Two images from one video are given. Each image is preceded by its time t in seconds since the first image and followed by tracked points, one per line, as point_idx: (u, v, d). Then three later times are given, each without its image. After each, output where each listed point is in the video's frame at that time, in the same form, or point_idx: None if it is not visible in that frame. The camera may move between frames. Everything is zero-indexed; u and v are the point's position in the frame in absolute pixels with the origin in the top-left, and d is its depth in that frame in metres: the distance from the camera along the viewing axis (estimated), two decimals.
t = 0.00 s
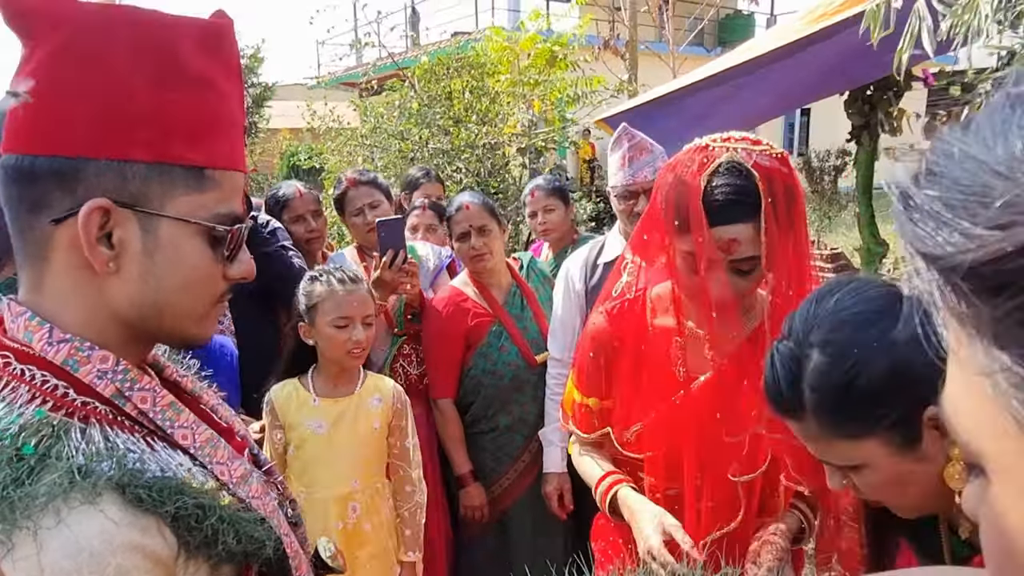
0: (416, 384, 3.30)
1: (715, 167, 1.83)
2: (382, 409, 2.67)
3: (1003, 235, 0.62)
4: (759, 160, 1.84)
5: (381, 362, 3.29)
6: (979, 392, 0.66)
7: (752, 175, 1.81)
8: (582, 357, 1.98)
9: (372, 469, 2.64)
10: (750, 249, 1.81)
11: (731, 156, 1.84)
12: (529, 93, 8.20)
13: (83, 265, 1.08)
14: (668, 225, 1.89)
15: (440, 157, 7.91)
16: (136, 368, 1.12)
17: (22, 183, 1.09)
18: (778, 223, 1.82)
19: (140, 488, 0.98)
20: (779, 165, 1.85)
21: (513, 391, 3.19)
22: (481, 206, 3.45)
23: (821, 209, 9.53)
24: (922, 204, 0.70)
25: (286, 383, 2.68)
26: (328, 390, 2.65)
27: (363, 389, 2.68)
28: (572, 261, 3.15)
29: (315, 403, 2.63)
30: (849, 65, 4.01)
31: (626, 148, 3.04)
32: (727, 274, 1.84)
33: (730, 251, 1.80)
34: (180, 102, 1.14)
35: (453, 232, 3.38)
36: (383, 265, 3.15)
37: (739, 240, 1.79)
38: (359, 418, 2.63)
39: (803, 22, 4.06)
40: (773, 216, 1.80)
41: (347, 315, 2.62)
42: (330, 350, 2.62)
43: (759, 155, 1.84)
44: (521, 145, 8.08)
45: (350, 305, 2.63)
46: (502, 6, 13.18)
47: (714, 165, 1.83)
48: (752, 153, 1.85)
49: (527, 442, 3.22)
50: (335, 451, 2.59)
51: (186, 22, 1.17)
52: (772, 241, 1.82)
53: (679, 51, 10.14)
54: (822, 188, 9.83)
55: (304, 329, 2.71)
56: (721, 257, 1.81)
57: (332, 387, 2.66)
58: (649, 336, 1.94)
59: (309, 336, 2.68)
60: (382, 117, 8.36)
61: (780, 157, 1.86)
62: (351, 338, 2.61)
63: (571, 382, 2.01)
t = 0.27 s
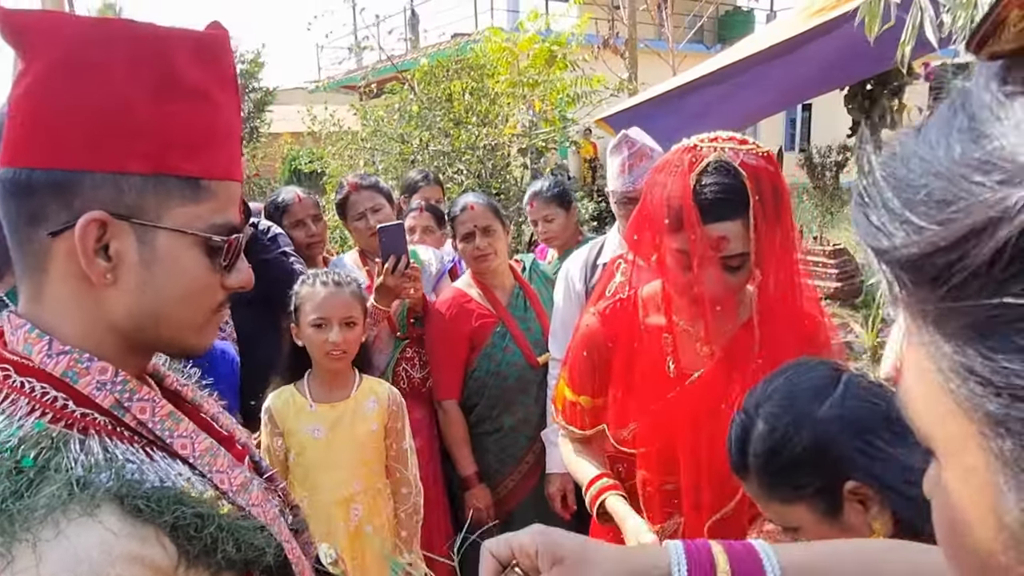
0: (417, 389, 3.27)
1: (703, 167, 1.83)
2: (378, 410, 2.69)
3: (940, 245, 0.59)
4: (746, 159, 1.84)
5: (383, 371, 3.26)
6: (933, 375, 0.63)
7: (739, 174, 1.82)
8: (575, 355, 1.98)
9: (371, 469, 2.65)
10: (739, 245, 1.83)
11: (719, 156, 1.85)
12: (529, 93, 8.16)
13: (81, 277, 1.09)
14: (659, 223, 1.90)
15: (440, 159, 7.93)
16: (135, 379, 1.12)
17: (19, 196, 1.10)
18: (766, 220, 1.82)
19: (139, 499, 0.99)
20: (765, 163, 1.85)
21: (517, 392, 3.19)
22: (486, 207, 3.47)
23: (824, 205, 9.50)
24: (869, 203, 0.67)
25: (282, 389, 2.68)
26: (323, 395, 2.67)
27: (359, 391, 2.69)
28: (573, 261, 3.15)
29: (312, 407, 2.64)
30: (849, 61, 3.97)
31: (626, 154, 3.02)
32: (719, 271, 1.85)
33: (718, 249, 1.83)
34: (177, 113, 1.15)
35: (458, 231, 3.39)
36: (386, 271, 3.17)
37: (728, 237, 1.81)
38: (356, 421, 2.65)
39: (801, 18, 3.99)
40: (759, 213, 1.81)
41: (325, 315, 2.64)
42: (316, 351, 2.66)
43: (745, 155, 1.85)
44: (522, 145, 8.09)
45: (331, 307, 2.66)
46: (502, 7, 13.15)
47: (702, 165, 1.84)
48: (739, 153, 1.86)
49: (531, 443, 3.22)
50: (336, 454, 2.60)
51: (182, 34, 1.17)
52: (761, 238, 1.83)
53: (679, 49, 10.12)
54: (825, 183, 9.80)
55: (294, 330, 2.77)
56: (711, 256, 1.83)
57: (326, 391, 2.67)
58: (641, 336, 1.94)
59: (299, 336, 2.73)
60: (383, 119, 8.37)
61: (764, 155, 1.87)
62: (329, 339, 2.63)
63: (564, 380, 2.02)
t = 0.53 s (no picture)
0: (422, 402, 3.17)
1: (699, 172, 1.83)
2: (378, 413, 2.68)
3: (863, 237, 0.71)
4: (741, 163, 1.84)
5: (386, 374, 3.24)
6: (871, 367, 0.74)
7: (735, 178, 1.82)
8: (574, 355, 1.92)
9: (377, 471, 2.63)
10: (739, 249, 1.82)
11: (714, 161, 1.84)
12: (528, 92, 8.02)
13: (69, 295, 1.07)
14: (656, 228, 1.88)
15: (442, 161, 7.94)
16: (125, 397, 1.10)
17: (4, 214, 1.08)
18: (763, 224, 1.83)
19: (126, 520, 0.97)
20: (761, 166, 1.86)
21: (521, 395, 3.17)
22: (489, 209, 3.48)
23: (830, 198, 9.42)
24: (812, 208, 0.78)
25: (281, 398, 2.65)
26: (323, 401, 2.65)
27: (358, 395, 2.69)
28: (573, 261, 3.14)
29: (313, 414, 2.62)
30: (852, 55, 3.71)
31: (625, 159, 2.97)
32: (716, 275, 1.85)
33: (717, 252, 1.82)
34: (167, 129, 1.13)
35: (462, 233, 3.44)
36: (381, 273, 3.15)
37: (725, 241, 1.81)
38: (357, 424, 2.63)
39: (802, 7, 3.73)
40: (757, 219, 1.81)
41: (321, 320, 2.66)
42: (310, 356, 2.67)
43: (741, 158, 1.85)
44: (523, 146, 8.09)
45: (326, 311, 2.66)
46: (501, 6, 13.11)
47: (697, 171, 1.84)
48: (734, 156, 1.85)
49: (537, 445, 3.20)
50: (340, 457, 2.58)
51: (175, 47, 1.15)
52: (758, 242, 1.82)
53: (679, 46, 10.04)
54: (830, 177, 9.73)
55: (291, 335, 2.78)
56: (709, 259, 1.83)
57: (326, 397, 2.66)
58: (641, 340, 1.89)
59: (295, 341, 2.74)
60: (383, 123, 8.36)
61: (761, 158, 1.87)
62: (322, 344, 2.63)
63: (564, 380, 1.96)
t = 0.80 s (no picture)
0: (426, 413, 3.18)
1: (704, 171, 1.82)
2: (384, 418, 2.68)
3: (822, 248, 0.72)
4: (745, 161, 1.82)
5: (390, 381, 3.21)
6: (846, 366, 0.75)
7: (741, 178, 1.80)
8: (576, 356, 1.95)
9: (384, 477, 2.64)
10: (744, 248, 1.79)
11: (719, 160, 1.83)
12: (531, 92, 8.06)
13: (67, 307, 1.06)
14: (659, 227, 1.85)
15: (443, 162, 7.94)
16: (124, 408, 1.10)
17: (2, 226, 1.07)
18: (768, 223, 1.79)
19: (125, 535, 0.97)
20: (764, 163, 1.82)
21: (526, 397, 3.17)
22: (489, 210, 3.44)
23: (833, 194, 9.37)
24: (779, 215, 0.79)
25: (289, 405, 2.64)
26: (329, 407, 2.65)
27: (364, 401, 2.68)
28: (576, 261, 3.13)
29: (319, 420, 2.61)
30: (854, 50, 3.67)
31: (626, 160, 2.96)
32: (722, 274, 1.82)
33: (722, 251, 1.79)
34: (165, 140, 1.12)
35: (463, 236, 3.39)
36: (378, 274, 3.17)
37: (731, 240, 1.78)
38: (364, 430, 2.63)
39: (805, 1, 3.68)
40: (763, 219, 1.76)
41: (325, 327, 2.65)
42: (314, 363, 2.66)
43: (745, 156, 1.83)
44: (524, 146, 8.07)
45: (330, 318, 2.66)
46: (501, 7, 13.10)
47: (702, 169, 1.82)
48: (739, 154, 1.83)
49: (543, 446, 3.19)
50: (349, 464, 2.58)
51: (172, 58, 1.15)
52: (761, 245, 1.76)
53: (680, 43, 9.99)
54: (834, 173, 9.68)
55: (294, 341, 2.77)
56: (714, 259, 1.80)
57: (332, 403, 2.65)
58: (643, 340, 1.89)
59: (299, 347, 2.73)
60: (385, 125, 8.34)
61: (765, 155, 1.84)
62: (326, 352, 2.63)
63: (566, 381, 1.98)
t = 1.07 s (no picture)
0: (432, 417, 3.20)
1: (703, 166, 1.79)
2: (391, 422, 2.67)
3: (796, 254, 0.72)
4: (748, 155, 1.78)
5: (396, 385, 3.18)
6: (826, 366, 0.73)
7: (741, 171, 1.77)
8: (585, 358, 1.95)
9: (391, 481, 2.63)
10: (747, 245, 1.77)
11: (719, 154, 1.79)
12: (534, 92, 8.03)
13: (69, 317, 1.06)
14: (664, 228, 1.84)
15: (446, 164, 7.95)
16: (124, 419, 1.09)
17: (5, 234, 1.06)
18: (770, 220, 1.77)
19: (127, 545, 0.96)
20: (768, 157, 1.79)
21: (532, 399, 3.16)
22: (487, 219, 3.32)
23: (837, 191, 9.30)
24: (763, 227, 0.79)
25: (295, 411, 2.63)
26: (335, 412, 2.64)
27: (370, 405, 2.67)
28: (581, 261, 3.11)
29: (326, 425, 2.60)
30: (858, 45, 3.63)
31: (631, 160, 2.94)
32: (728, 269, 1.81)
33: (726, 247, 1.78)
34: (170, 153, 1.12)
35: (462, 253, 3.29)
36: (379, 278, 3.13)
37: (733, 236, 1.77)
38: (371, 434, 2.62)
39: None
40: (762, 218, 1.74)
41: (331, 333, 2.62)
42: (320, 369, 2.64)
43: (747, 150, 1.79)
44: (526, 146, 7.95)
45: (334, 323, 2.63)
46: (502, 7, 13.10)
47: (702, 164, 1.79)
48: (740, 148, 1.80)
49: (549, 448, 3.18)
50: (357, 468, 2.58)
51: (179, 73, 1.15)
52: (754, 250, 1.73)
53: (682, 40, 9.94)
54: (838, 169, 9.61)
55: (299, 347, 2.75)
56: (718, 254, 1.79)
57: (338, 408, 2.64)
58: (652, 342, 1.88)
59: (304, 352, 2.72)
60: (387, 127, 8.33)
61: (769, 149, 1.80)
62: (333, 357, 2.61)
63: (576, 382, 1.99)
